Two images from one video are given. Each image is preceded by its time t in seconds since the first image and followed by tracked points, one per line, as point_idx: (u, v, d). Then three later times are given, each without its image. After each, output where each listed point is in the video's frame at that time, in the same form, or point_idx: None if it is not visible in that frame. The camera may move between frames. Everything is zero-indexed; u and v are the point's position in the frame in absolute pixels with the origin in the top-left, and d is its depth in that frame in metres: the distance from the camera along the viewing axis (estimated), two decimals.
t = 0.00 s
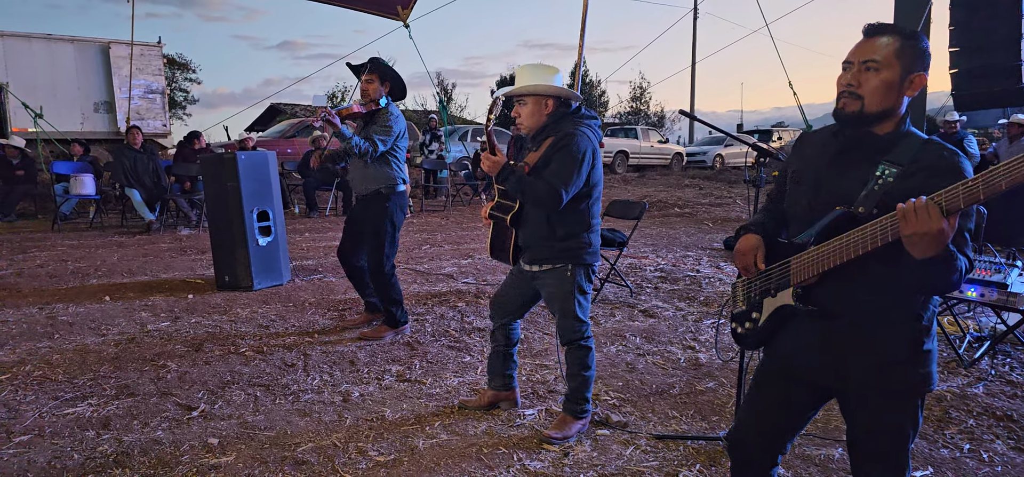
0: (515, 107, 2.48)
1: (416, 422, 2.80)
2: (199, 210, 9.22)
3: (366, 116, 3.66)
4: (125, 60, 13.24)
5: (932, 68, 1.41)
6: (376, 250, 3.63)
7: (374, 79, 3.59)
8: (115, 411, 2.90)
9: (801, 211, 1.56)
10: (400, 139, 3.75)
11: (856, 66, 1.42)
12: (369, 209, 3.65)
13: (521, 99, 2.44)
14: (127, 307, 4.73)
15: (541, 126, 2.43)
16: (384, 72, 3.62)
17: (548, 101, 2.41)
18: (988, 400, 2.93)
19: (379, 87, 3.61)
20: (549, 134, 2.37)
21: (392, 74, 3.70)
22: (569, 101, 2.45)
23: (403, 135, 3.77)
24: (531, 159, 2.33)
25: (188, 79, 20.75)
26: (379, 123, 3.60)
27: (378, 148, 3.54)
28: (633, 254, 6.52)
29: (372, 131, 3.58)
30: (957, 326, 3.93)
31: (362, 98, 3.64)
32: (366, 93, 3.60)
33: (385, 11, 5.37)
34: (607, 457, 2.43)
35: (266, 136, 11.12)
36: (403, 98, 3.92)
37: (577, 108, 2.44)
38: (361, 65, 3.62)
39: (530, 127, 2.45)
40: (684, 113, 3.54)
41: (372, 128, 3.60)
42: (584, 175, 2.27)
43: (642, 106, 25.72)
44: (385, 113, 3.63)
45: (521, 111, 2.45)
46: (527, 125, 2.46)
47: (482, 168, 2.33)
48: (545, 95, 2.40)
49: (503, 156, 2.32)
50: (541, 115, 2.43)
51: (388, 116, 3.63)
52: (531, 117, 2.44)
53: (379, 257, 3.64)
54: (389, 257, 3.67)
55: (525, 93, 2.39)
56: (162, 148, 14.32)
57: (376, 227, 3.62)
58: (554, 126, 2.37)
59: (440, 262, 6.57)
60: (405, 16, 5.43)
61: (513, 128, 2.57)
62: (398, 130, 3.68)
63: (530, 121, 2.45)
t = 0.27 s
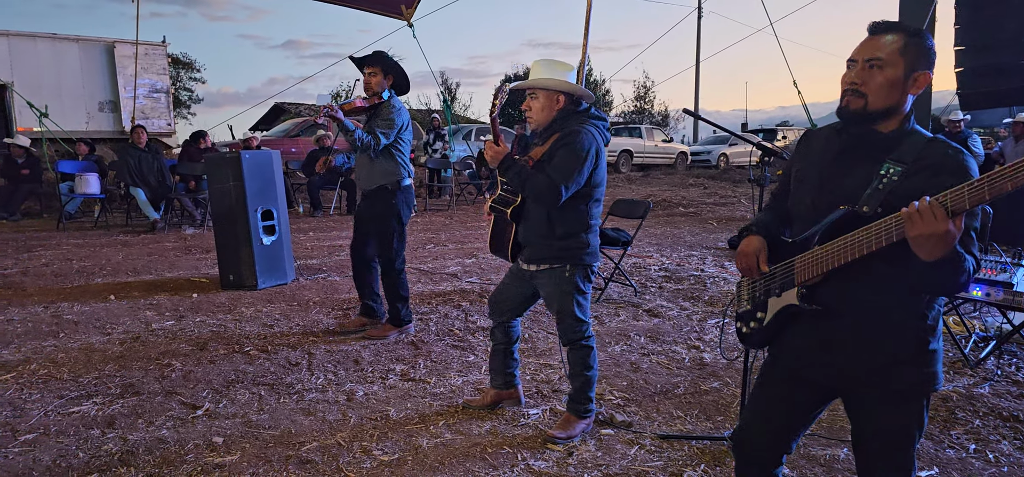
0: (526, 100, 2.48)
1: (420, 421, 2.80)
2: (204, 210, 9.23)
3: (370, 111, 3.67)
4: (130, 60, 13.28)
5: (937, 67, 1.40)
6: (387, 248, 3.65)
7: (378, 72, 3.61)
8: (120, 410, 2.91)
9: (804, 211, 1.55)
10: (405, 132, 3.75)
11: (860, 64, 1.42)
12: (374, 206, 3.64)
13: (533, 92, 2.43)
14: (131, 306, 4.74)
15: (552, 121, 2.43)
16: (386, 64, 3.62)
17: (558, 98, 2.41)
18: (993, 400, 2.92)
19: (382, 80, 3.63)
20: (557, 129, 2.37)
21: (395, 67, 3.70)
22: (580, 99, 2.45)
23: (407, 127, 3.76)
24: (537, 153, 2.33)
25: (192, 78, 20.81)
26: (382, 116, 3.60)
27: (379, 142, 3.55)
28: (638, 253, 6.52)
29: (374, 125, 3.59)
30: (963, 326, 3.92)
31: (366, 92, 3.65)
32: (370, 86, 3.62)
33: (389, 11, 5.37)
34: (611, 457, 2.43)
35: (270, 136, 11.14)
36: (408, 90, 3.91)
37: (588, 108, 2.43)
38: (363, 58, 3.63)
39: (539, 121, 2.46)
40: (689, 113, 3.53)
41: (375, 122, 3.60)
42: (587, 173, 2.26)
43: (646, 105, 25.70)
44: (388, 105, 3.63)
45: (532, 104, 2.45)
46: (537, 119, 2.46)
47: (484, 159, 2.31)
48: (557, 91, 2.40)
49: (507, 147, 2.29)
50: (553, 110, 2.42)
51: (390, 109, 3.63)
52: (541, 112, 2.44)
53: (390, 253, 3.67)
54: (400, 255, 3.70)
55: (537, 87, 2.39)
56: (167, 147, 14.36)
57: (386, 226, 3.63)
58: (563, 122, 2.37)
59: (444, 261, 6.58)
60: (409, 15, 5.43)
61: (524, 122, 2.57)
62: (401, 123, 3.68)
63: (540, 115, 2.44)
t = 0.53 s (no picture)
0: (518, 107, 2.48)
1: (423, 420, 2.80)
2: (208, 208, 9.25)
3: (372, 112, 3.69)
4: (135, 59, 13.31)
5: (943, 67, 1.40)
6: (390, 246, 3.66)
7: (379, 72, 3.61)
8: (124, 408, 2.91)
9: (809, 211, 1.55)
10: (407, 131, 3.76)
11: (865, 65, 1.41)
12: (378, 205, 3.65)
13: (525, 98, 2.44)
14: (135, 305, 4.75)
15: (548, 124, 2.43)
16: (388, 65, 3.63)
17: (552, 99, 2.42)
18: (998, 399, 2.91)
19: (383, 80, 3.63)
20: (554, 131, 2.37)
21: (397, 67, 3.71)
22: (571, 97, 2.45)
23: (409, 127, 3.77)
24: (537, 158, 2.33)
25: (197, 77, 20.86)
26: (383, 117, 3.61)
27: (381, 142, 3.54)
28: (641, 253, 6.51)
29: (376, 126, 3.59)
30: (967, 326, 3.91)
31: (367, 92, 3.67)
32: (370, 87, 3.63)
33: (393, 10, 5.37)
34: (614, 456, 2.43)
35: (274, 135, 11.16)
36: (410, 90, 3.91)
37: (581, 105, 2.44)
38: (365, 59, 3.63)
39: (535, 125, 2.45)
40: (693, 111, 3.52)
41: (376, 122, 3.61)
42: (589, 172, 2.26)
43: (650, 104, 25.67)
44: (389, 106, 3.65)
45: (525, 110, 2.45)
46: (531, 123, 2.46)
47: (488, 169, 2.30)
48: (550, 93, 2.41)
49: (508, 157, 2.29)
50: (547, 112, 2.43)
51: (392, 110, 3.64)
52: (536, 116, 2.44)
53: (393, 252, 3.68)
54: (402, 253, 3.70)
55: (528, 92, 2.39)
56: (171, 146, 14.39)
57: (390, 223, 3.64)
58: (559, 123, 2.37)
59: (447, 260, 6.58)
60: (413, 14, 5.43)
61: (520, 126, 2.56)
62: (404, 123, 3.68)
63: (534, 119, 2.44)
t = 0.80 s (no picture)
0: (524, 103, 2.48)
1: (424, 419, 2.80)
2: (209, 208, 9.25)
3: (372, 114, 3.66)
4: (136, 58, 13.31)
5: (944, 65, 1.39)
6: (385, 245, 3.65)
7: (380, 76, 3.59)
8: (125, 407, 2.91)
9: (808, 210, 1.54)
10: (406, 134, 3.76)
11: (865, 63, 1.40)
12: (377, 206, 3.66)
13: (531, 95, 2.44)
14: (136, 304, 4.75)
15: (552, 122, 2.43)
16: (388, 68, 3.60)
17: (558, 97, 2.42)
18: (999, 399, 2.90)
19: (384, 83, 3.61)
20: (555, 130, 2.37)
21: (397, 71, 3.69)
22: (576, 97, 2.44)
23: (409, 130, 3.77)
24: (539, 156, 2.32)
25: (199, 77, 20.88)
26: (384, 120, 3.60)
27: (383, 144, 3.53)
28: (643, 252, 6.50)
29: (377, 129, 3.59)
30: (968, 325, 3.89)
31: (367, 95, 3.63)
32: (371, 90, 3.60)
33: (395, 9, 5.37)
34: (614, 455, 2.42)
35: (276, 134, 11.16)
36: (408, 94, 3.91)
37: (585, 105, 2.43)
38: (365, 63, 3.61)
39: (540, 122, 2.45)
40: (693, 111, 3.52)
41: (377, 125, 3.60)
42: (590, 171, 2.25)
43: (652, 103, 25.66)
44: (390, 109, 3.64)
45: (531, 107, 2.45)
46: (537, 121, 2.46)
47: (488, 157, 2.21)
48: (557, 91, 2.42)
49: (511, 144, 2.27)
50: (551, 112, 2.43)
51: (393, 113, 3.63)
52: (542, 114, 2.44)
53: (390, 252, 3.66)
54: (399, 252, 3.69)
55: (535, 89, 2.40)
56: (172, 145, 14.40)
57: (386, 222, 3.63)
58: (561, 122, 2.37)
59: (448, 259, 6.57)
60: (414, 13, 5.42)
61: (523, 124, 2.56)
62: (404, 126, 3.68)
63: (540, 116, 2.44)
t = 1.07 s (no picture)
0: (524, 106, 2.47)
1: (426, 418, 2.80)
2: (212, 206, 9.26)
3: (370, 108, 3.67)
4: (140, 56, 13.33)
5: (948, 66, 1.38)
6: (391, 241, 3.66)
7: (377, 71, 3.60)
8: (128, 405, 2.92)
9: (812, 214, 1.54)
10: (404, 129, 3.76)
11: (867, 68, 1.40)
12: (377, 202, 3.66)
13: (531, 97, 2.43)
14: (140, 302, 4.76)
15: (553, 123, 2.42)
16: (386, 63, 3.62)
17: (557, 96, 2.41)
18: (1003, 401, 2.89)
19: (380, 78, 3.63)
20: (558, 130, 2.36)
21: (395, 67, 3.71)
22: (576, 97, 2.44)
23: (406, 124, 3.77)
24: (542, 157, 2.32)
25: (202, 75, 20.92)
26: (382, 113, 3.60)
27: (380, 138, 3.54)
28: (646, 252, 6.49)
29: (374, 122, 3.60)
30: (972, 327, 3.88)
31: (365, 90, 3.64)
32: (368, 85, 3.61)
33: (398, 8, 5.37)
34: (617, 455, 2.42)
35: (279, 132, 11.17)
36: (406, 90, 3.92)
37: (586, 104, 2.43)
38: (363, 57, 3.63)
39: (541, 124, 2.44)
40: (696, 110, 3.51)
41: (374, 120, 3.60)
42: (593, 170, 2.25)
43: (655, 103, 25.64)
44: (388, 103, 3.63)
45: (532, 110, 2.44)
46: (537, 122, 2.45)
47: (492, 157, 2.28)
48: (555, 90, 2.41)
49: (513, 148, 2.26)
50: (552, 112, 2.42)
51: (390, 107, 3.64)
52: (542, 115, 2.43)
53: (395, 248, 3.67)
54: (404, 247, 3.69)
55: (533, 90, 2.38)
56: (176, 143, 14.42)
57: (390, 218, 3.64)
58: (563, 122, 2.36)
59: (451, 258, 6.57)
60: (417, 12, 5.42)
61: (524, 125, 2.56)
62: (401, 120, 3.69)
63: (541, 118, 2.43)
